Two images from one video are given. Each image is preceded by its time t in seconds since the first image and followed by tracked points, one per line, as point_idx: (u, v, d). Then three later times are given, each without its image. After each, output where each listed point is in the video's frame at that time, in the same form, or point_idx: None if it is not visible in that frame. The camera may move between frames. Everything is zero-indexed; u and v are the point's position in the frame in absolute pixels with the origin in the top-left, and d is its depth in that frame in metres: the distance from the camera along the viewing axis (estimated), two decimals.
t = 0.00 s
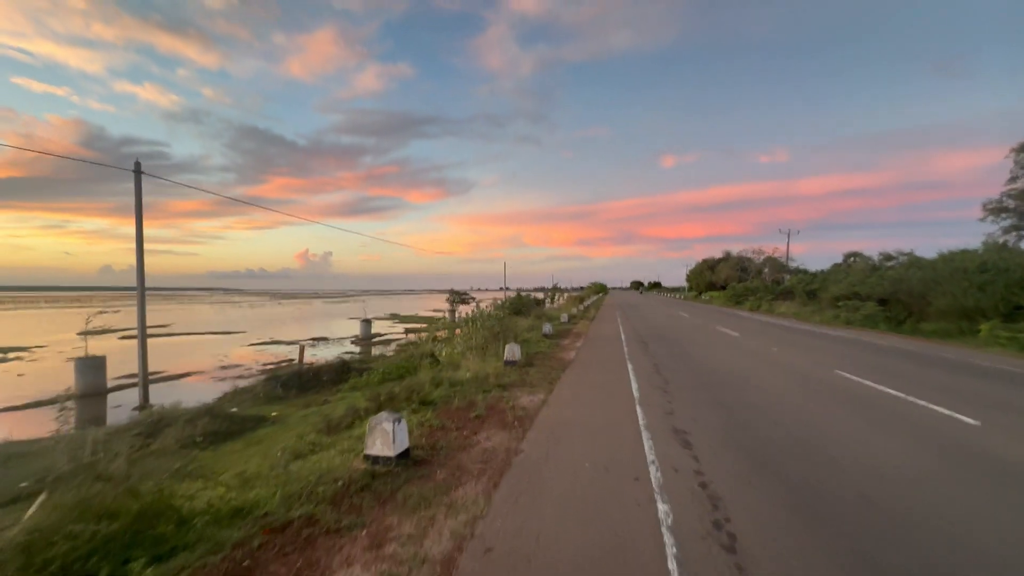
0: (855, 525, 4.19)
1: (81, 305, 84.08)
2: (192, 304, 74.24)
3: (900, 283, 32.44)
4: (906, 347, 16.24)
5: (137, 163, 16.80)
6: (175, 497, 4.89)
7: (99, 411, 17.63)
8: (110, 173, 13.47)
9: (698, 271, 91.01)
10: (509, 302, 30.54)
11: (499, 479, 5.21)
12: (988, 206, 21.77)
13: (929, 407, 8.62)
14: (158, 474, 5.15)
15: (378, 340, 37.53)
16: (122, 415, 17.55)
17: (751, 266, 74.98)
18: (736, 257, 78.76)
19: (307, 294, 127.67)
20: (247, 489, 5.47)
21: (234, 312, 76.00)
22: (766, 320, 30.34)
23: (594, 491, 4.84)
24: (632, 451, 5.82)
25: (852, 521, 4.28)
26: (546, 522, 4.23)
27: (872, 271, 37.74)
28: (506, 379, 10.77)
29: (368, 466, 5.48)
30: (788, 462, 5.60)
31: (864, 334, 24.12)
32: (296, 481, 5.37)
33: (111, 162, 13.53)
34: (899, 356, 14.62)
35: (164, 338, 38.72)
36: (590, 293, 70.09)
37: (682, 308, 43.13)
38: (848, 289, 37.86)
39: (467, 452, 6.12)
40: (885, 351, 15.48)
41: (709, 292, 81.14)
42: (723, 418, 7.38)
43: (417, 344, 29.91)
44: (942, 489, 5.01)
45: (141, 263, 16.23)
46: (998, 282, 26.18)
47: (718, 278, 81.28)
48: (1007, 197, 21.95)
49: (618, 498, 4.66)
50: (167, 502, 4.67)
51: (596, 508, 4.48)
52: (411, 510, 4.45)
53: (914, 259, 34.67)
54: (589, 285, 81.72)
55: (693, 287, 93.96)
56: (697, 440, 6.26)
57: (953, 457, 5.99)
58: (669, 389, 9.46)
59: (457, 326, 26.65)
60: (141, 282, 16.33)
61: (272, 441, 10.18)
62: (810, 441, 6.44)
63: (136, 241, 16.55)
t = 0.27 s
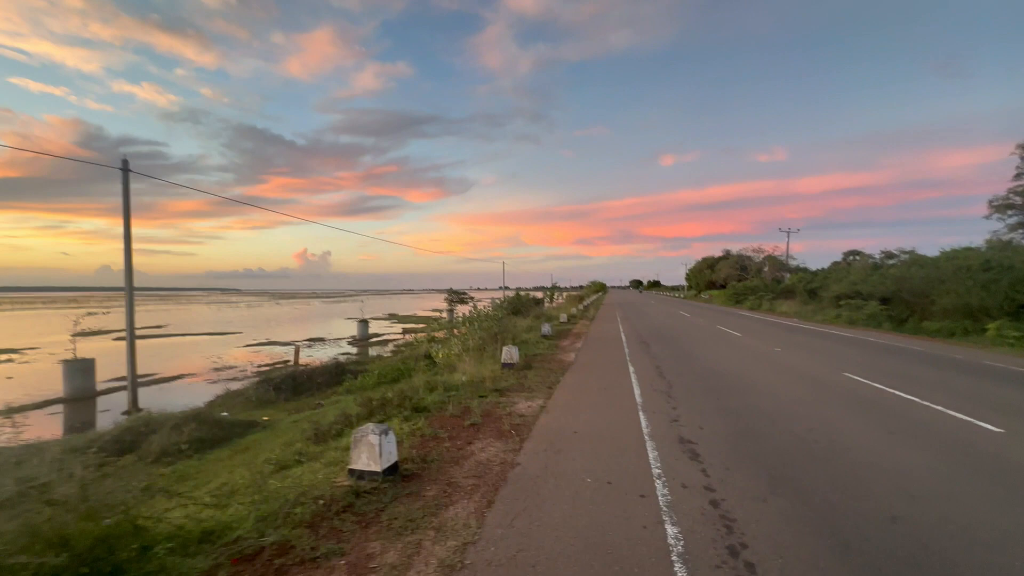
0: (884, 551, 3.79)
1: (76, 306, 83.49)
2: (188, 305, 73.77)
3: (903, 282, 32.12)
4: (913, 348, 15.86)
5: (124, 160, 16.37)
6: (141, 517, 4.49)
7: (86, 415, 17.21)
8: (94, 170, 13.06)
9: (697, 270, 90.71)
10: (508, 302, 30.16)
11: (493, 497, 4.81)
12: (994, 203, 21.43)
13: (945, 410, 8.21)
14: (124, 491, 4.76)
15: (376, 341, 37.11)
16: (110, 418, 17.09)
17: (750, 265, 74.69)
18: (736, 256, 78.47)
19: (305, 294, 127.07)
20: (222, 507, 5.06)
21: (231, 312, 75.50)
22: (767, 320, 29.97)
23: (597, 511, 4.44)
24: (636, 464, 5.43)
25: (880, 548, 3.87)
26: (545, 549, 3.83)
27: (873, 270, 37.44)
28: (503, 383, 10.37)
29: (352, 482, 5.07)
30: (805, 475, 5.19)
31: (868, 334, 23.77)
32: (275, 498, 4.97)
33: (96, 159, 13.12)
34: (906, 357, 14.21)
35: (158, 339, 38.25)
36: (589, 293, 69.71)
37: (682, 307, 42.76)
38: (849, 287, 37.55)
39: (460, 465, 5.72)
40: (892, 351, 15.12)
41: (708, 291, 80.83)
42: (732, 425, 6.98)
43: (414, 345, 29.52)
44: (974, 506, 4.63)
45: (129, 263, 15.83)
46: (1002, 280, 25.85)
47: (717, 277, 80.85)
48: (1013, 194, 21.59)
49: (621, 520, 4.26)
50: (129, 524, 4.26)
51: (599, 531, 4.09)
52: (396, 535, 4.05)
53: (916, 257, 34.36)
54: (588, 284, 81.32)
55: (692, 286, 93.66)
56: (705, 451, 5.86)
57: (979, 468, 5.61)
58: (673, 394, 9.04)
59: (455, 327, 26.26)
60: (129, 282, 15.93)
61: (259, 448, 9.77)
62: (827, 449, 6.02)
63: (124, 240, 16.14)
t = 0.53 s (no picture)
0: None
1: (76, 305, 83.20)
2: (187, 304, 73.43)
3: (908, 278, 31.63)
4: (923, 345, 15.40)
5: (111, 156, 15.93)
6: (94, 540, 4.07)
7: (75, 417, 16.80)
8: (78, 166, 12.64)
9: (699, 267, 90.17)
10: (507, 300, 29.69)
11: (483, 514, 4.38)
12: (1004, 197, 20.95)
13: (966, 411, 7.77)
14: (78, 510, 4.33)
15: (374, 339, 36.69)
16: (99, 420, 16.70)
17: (752, 262, 74.16)
18: (737, 252, 77.94)
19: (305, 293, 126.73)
20: (187, 525, 4.62)
21: (230, 311, 75.13)
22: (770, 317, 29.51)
23: (597, 531, 4.00)
24: (640, 476, 4.99)
25: (916, 574, 3.43)
26: None
27: (878, 266, 36.94)
28: (499, 385, 9.93)
29: (330, 498, 4.64)
30: (825, 488, 4.76)
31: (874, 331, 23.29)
32: (244, 516, 4.53)
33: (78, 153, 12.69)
34: (917, 355, 13.75)
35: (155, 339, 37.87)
36: (590, 290, 69.27)
37: (684, 305, 42.32)
38: (853, 284, 37.04)
39: (449, 476, 5.28)
40: (902, 349, 14.66)
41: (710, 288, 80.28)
42: (742, 430, 6.54)
43: (412, 344, 29.09)
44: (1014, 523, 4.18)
45: (117, 261, 15.41)
46: (1010, 276, 25.36)
47: (719, 274, 80.32)
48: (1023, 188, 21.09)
49: (625, 541, 3.83)
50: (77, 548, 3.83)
51: (599, 555, 3.65)
52: (373, 560, 3.62)
53: (921, 253, 33.85)
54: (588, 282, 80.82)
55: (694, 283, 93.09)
56: (714, 460, 5.42)
57: (1011, 477, 5.17)
58: (677, 396, 8.61)
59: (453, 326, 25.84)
60: (117, 281, 15.52)
61: (245, 454, 9.34)
62: (845, 457, 5.60)
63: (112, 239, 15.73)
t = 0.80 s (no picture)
0: None
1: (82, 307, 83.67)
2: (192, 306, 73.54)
3: (919, 277, 30.98)
4: (939, 347, 14.89)
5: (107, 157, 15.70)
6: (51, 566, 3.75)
7: (72, 421, 16.60)
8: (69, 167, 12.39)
9: (705, 267, 89.38)
10: (510, 301, 29.33)
11: (475, 539, 4.00)
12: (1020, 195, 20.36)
13: (993, 419, 7.30)
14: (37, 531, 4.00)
15: (377, 341, 36.40)
16: (96, 424, 16.48)
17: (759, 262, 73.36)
18: (744, 252, 77.16)
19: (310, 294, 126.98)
20: (156, 547, 4.29)
21: (235, 313, 75.17)
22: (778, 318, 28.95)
23: (599, 558, 3.63)
24: (647, 494, 4.60)
25: None
26: None
27: (888, 265, 36.25)
28: (499, 390, 9.54)
29: (309, 519, 4.28)
30: (851, 509, 4.34)
31: (886, 332, 22.73)
32: (217, 538, 4.18)
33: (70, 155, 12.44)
34: (933, 357, 13.27)
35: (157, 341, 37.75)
36: (595, 291, 68.70)
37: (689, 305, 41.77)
38: (863, 284, 36.36)
39: (440, 493, 4.92)
40: (917, 352, 14.16)
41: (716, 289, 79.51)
42: (756, 441, 6.13)
43: (415, 346, 28.78)
44: None
45: (113, 264, 15.20)
46: None
47: (726, 275, 79.53)
48: None
49: (630, 570, 3.46)
50: None
51: None
52: None
53: (933, 252, 33.18)
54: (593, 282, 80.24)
55: (699, 284, 92.33)
56: (727, 476, 5.01)
57: None
58: (686, 402, 8.19)
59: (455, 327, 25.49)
60: (113, 284, 15.30)
61: (235, 462, 9.02)
62: (868, 472, 5.18)
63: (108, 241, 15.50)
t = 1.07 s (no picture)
0: None
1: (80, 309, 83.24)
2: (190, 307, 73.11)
3: (922, 278, 30.64)
4: (945, 350, 14.57)
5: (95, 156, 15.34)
6: None
7: (60, 427, 16.23)
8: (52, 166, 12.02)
9: (705, 268, 89.00)
10: (509, 303, 28.97)
11: (461, 567, 3.64)
12: None
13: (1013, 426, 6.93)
14: None
15: (375, 343, 36.03)
16: (84, 429, 16.11)
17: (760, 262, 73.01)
18: (744, 253, 76.82)
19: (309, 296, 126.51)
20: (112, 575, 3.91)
21: (233, 314, 74.73)
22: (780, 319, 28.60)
23: None
24: (650, 515, 4.23)
25: None
26: None
27: (890, 266, 35.91)
28: (494, 396, 9.17)
29: (280, 545, 3.91)
30: (875, 532, 3.95)
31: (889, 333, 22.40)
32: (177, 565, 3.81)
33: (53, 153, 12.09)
34: (941, 360, 12.93)
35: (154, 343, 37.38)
36: (594, 292, 68.40)
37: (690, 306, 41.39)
38: (865, 284, 36.02)
39: (426, 512, 4.54)
40: (924, 354, 13.83)
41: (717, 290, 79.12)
42: (765, 453, 5.77)
43: (412, 348, 28.44)
44: None
45: (100, 266, 14.84)
46: None
47: (726, 275, 79.14)
48: None
49: None
50: None
51: None
52: None
53: (936, 252, 32.83)
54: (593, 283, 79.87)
55: (700, 285, 91.94)
56: (737, 493, 4.64)
57: None
58: (689, 410, 7.82)
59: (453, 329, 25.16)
60: (101, 286, 14.94)
61: (220, 472, 8.65)
62: (887, 487, 4.81)
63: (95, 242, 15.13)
